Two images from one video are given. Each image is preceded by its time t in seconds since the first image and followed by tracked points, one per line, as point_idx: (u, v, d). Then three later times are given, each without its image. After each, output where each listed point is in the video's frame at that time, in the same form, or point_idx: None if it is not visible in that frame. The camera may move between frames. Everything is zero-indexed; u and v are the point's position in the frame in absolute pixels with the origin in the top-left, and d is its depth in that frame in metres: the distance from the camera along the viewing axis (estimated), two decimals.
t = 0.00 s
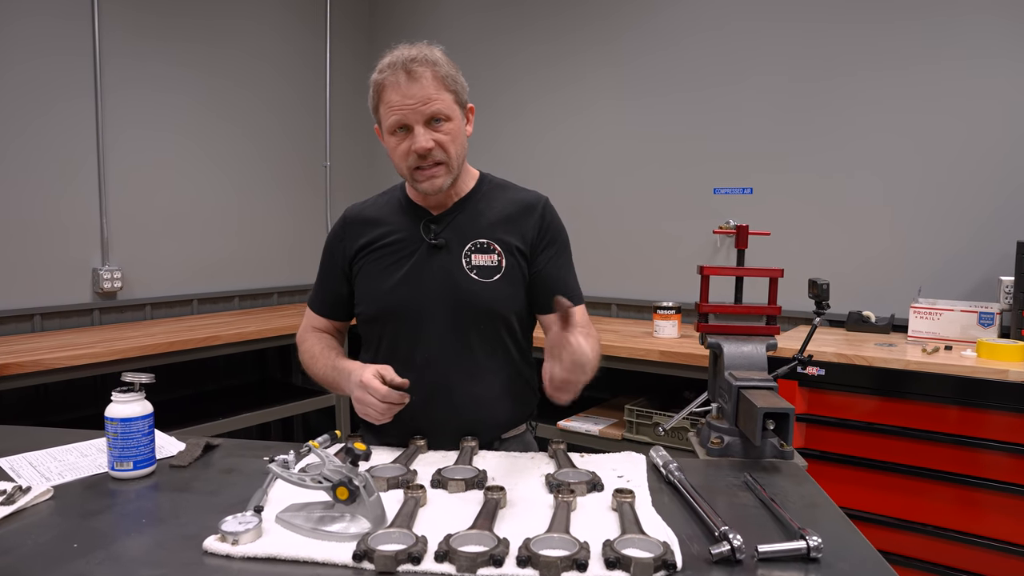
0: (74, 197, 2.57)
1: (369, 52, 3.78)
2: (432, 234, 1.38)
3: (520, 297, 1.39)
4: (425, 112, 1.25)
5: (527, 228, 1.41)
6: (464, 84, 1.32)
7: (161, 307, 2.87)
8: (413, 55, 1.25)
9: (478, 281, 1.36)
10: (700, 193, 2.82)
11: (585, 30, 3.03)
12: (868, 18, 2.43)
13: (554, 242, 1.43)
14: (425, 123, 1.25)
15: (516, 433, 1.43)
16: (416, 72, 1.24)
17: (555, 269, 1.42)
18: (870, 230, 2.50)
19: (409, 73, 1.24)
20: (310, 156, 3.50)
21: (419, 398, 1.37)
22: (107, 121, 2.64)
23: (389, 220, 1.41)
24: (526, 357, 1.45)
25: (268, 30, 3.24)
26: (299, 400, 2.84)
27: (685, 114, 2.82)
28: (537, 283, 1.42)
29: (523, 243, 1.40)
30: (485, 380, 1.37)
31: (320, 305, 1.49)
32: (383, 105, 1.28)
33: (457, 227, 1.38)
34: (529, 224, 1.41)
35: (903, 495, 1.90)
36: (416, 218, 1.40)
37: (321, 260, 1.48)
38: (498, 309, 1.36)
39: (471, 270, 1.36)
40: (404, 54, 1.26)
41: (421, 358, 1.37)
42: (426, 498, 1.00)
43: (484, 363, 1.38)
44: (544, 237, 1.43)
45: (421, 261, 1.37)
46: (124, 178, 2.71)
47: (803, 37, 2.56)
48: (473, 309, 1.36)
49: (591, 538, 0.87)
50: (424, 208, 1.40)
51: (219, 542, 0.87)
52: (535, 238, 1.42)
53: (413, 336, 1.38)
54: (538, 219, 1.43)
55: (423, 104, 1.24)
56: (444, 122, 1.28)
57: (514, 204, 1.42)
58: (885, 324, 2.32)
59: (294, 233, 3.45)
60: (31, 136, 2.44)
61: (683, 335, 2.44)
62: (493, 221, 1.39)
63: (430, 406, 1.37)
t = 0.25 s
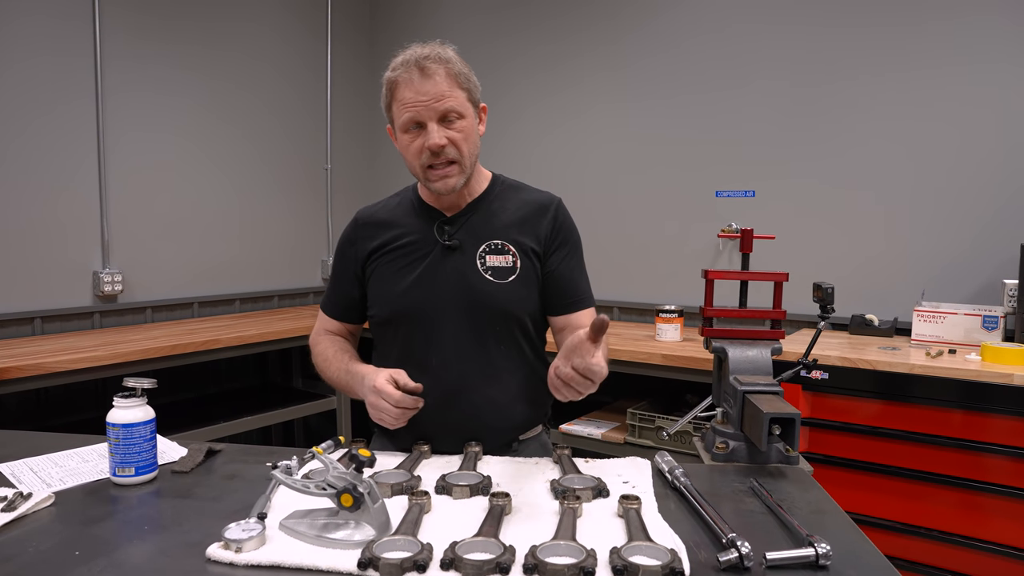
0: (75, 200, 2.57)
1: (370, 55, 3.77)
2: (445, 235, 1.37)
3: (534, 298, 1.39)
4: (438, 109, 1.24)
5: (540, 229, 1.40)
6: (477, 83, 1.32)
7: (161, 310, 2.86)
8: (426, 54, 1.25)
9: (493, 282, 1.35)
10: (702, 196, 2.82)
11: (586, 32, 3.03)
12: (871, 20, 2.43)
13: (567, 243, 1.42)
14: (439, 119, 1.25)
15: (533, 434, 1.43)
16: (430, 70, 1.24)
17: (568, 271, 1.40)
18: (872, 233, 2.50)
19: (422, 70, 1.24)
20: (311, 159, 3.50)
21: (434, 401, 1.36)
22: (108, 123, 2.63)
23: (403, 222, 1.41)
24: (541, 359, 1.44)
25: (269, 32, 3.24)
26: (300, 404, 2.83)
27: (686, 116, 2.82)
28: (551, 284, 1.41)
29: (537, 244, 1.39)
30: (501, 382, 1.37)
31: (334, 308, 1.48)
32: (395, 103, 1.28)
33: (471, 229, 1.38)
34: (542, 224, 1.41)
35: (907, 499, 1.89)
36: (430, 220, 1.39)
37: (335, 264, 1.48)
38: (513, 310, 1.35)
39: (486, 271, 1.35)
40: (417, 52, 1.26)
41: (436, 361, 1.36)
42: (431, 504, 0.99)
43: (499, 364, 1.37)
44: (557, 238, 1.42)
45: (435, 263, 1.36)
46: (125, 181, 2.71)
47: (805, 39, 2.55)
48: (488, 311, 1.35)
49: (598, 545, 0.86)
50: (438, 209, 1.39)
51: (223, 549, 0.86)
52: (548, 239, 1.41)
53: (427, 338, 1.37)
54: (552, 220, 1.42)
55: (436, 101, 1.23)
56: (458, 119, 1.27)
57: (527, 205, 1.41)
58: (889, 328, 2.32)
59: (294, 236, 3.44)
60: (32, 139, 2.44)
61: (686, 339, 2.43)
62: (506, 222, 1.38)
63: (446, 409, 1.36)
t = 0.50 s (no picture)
0: (75, 202, 2.56)
1: (371, 57, 3.77)
2: (463, 239, 1.37)
3: (552, 301, 1.38)
4: (455, 115, 1.24)
5: (557, 231, 1.39)
6: (493, 87, 1.31)
7: (162, 312, 2.85)
8: (443, 59, 1.25)
9: (511, 285, 1.34)
10: (704, 198, 2.81)
11: (588, 33, 3.03)
12: (874, 20, 2.43)
13: (584, 246, 1.41)
14: (456, 126, 1.25)
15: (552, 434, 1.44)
16: (447, 76, 1.24)
17: (586, 273, 1.40)
18: (875, 234, 2.49)
19: (439, 76, 1.24)
20: (312, 161, 3.49)
21: (452, 404, 1.36)
22: (109, 125, 2.63)
23: (419, 226, 1.40)
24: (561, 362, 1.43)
25: (270, 33, 3.23)
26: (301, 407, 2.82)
27: (688, 118, 2.82)
28: (568, 287, 1.40)
29: (554, 248, 1.38)
30: (519, 385, 1.36)
31: (351, 313, 1.48)
32: (412, 109, 1.28)
33: (488, 232, 1.37)
34: (559, 227, 1.40)
35: (911, 502, 1.88)
36: (447, 223, 1.39)
37: (351, 269, 1.47)
38: (532, 313, 1.35)
39: (504, 275, 1.35)
40: (434, 57, 1.25)
41: (455, 365, 1.36)
42: (437, 509, 0.98)
43: (518, 367, 1.37)
44: (574, 240, 1.41)
45: (453, 267, 1.36)
46: (125, 183, 2.70)
47: (807, 40, 2.55)
48: (506, 314, 1.34)
49: (606, 550, 0.86)
50: (454, 213, 1.39)
51: (228, 555, 0.86)
52: (565, 241, 1.40)
53: (445, 343, 1.36)
54: (569, 223, 1.41)
55: (453, 107, 1.23)
56: (475, 125, 1.27)
57: (543, 208, 1.40)
58: (892, 330, 2.32)
59: (296, 238, 3.44)
60: (33, 141, 2.44)
61: (688, 341, 2.43)
62: (523, 225, 1.38)
63: (464, 412, 1.35)
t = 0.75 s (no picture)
0: (75, 206, 2.56)
1: (372, 60, 3.77)
2: (478, 245, 1.37)
3: (567, 309, 1.38)
4: (474, 123, 1.24)
5: (572, 239, 1.40)
6: (511, 96, 1.31)
7: (162, 317, 2.85)
8: (463, 67, 1.25)
9: (526, 292, 1.34)
10: (706, 201, 2.81)
11: (589, 37, 3.03)
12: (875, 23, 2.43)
13: (598, 254, 1.42)
14: (474, 134, 1.25)
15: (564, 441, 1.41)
16: (466, 84, 1.24)
17: (600, 281, 1.40)
18: (877, 237, 2.49)
19: (458, 84, 1.24)
20: (313, 165, 3.49)
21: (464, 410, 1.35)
22: (109, 129, 2.63)
23: (434, 232, 1.40)
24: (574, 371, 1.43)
25: (270, 36, 3.23)
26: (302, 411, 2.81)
27: (689, 122, 2.82)
28: (582, 295, 1.40)
29: (569, 255, 1.39)
30: (533, 392, 1.35)
31: (364, 317, 1.47)
32: (430, 115, 1.28)
33: (503, 238, 1.37)
34: (573, 234, 1.40)
35: (915, 508, 1.88)
36: (462, 230, 1.38)
37: (364, 273, 1.47)
38: (547, 320, 1.35)
39: (519, 281, 1.35)
40: (453, 65, 1.26)
41: (468, 371, 1.35)
42: (441, 517, 0.98)
43: (532, 374, 1.36)
44: (588, 249, 1.41)
45: (468, 273, 1.35)
46: (126, 187, 2.70)
47: (807, 43, 2.56)
48: (521, 321, 1.34)
49: (613, 558, 0.85)
50: (469, 219, 1.39)
51: (231, 563, 0.85)
52: (580, 248, 1.41)
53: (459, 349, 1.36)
54: (583, 230, 1.41)
55: (472, 115, 1.23)
56: (492, 134, 1.27)
57: (558, 215, 1.41)
58: (895, 334, 2.31)
59: (296, 242, 3.44)
60: (33, 144, 2.43)
61: (690, 345, 2.42)
62: (538, 232, 1.38)
63: (476, 419, 1.34)
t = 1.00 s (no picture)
0: (75, 212, 2.56)
1: (372, 65, 3.78)
2: (488, 252, 1.36)
3: (576, 317, 1.38)
4: (485, 126, 1.25)
5: (580, 248, 1.39)
6: (522, 104, 1.32)
7: (162, 323, 2.84)
8: (475, 72, 1.27)
9: (535, 299, 1.34)
10: (706, 208, 2.81)
11: (589, 43, 3.04)
12: (875, 29, 2.44)
13: (607, 263, 1.41)
14: (485, 137, 1.25)
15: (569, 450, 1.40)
16: (478, 88, 1.25)
17: (609, 291, 1.40)
18: (877, 244, 2.49)
19: (471, 88, 1.25)
20: (313, 171, 3.49)
21: (470, 417, 1.33)
22: (109, 135, 2.63)
23: (443, 238, 1.40)
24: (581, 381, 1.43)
25: (270, 42, 3.23)
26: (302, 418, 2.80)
27: (689, 128, 2.82)
28: (591, 304, 1.40)
29: (577, 263, 1.39)
30: (540, 401, 1.35)
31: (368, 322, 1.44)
32: (442, 119, 1.28)
33: (513, 246, 1.36)
34: (582, 243, 1.40)
35: (917, 516, 1.87)
36: (472, 236, 1.38)
37: (371, 278, 1.45)
38: (556, 328, 1.34)
39: (528, 288, 1.34)
40: (466, 70, 1.27)
41: (476, 378, 1.34)
42: (442, 527, 0.97)
43: (540, 382, 1.35)
44: (597, 258, 1.41)
45: (477, 279, 1.35)
46: (126, 193, 2.70)
47: (807, 49, 2.56)
48: (530, 328, 1.34)
49: (615, 570, 0.85)
50: (479, 225, 1.39)
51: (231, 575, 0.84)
52: (588, 257, 1.40)
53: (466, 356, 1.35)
54: (591, 240, 1.41)
55: (484, 118, 1.24)
56: (503, 138, 1.27)
57: (567, 224, 1.40)
58: (896, 341, 2.31)
59: (296, 248, 3.43)
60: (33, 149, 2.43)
61: (691, 352, 2.42)
62: (547, 240, 1.38)
63: (482, 426, 1.33)
